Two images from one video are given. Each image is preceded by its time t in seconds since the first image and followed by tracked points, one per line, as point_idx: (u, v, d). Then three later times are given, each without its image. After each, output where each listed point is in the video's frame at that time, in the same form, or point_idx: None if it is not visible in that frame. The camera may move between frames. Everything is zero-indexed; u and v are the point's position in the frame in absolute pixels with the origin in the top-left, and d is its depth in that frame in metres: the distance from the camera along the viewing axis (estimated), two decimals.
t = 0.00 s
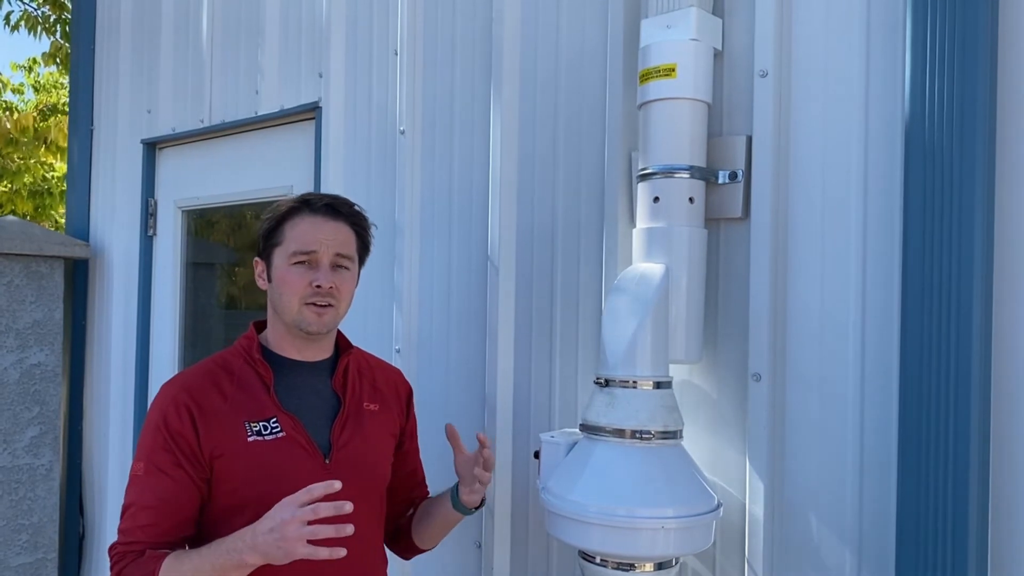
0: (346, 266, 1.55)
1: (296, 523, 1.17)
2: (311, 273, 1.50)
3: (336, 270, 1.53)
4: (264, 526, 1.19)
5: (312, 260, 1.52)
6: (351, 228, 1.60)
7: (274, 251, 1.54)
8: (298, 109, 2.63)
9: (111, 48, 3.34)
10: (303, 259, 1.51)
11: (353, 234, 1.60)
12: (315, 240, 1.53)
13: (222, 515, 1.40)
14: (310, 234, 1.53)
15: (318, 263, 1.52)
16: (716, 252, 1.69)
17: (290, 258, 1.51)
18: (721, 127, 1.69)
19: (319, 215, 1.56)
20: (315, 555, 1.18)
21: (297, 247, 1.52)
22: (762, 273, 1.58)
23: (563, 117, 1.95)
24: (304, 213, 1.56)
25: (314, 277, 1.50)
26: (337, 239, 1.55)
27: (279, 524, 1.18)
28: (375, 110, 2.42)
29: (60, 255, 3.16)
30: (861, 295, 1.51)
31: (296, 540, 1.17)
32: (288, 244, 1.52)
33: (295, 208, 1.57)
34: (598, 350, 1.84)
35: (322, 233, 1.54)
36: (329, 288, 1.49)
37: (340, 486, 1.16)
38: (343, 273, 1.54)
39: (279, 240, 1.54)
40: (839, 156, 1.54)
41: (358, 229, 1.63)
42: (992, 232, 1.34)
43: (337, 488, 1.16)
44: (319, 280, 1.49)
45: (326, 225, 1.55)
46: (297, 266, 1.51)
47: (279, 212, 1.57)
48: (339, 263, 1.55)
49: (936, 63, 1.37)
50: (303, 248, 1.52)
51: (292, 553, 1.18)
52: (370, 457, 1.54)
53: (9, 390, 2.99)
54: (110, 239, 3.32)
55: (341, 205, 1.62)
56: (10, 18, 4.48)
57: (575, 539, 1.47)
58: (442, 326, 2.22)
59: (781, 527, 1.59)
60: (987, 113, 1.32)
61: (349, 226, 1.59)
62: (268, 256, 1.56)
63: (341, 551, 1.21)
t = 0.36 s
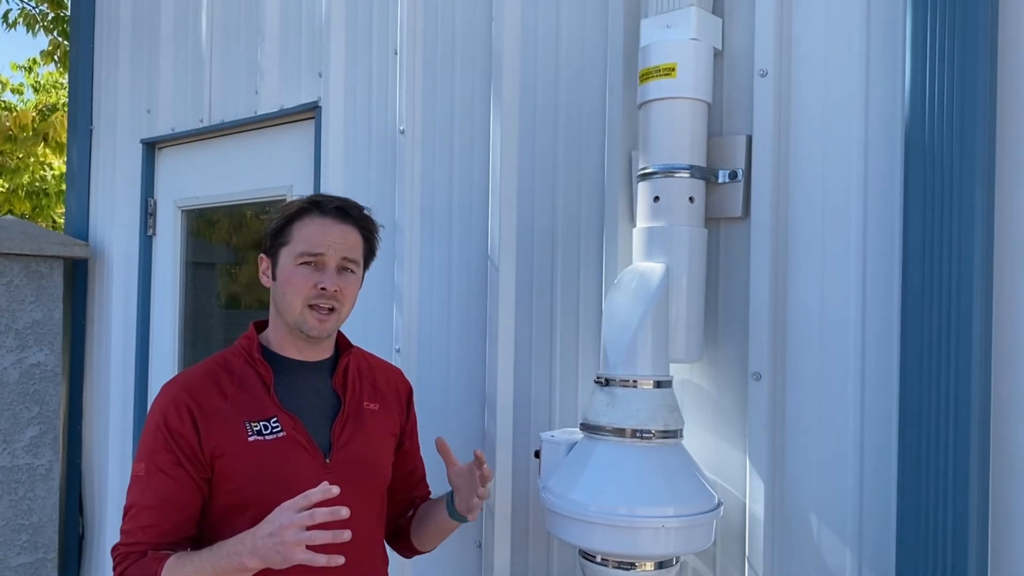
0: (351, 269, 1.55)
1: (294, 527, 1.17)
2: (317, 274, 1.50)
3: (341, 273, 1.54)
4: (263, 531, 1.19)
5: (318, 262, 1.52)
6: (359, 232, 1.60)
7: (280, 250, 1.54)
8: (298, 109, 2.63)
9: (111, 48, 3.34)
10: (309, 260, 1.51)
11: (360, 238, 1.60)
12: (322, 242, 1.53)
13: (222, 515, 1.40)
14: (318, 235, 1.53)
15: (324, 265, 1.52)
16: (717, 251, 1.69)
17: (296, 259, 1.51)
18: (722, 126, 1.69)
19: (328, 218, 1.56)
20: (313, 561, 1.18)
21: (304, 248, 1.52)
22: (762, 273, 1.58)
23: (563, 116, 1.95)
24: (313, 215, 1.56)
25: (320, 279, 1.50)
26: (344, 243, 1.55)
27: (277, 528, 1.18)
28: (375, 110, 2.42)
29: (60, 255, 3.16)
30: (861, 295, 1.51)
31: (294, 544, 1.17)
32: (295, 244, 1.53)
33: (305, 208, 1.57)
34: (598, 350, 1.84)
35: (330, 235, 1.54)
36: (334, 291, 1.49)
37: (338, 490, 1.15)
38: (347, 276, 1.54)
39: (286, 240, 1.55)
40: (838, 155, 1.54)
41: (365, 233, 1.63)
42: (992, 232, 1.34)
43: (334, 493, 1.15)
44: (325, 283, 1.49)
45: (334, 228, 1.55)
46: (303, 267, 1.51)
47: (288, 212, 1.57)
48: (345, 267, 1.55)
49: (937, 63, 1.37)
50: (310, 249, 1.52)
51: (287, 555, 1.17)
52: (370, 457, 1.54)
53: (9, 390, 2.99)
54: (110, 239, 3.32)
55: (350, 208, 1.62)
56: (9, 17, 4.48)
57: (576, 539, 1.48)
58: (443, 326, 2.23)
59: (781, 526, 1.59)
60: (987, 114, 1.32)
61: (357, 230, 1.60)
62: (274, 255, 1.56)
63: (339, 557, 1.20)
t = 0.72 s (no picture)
0: (349, 267, 1.55)
1: (292, 525, 1.17)
2: (314, 272, 1.50)
3: (338, 271, 1.53)
4: (261, 529, 1.19)
5: (315, 260, 1.51)
6: (356, 230, 1.60)
7: (277, 249, 1.54)
8: (296, 108, 2.62)
9: (109, 46, 3.33)
10: (306, 258, 1.51)
11: (357, 235, 1.59)
12: (319, 239, 1.52)
13: (220, 515, 1.39)
14: (315, 233, 1.53)
15: (321, 263, 1.52)
16: (716, 249, 1.69)
17: (293, 257, 1.51)
18: (721, 124, 1.69)
19: (324, 215, 1.56)
20: (311, 560, 1.17)
21: (301, 247, 1.51)
22: (761, 271, 1.58)
23: (562, 114, 1.94)
24: (310, 212, 1.55)
25: (317, 277, 1.50)
26: (341, 241, 1.55)
27: (276, 526, 1.17)
28: (374, 109, 2.41)
29: (58, 254, 3.15)
30: (861, 293, 1.51)
31: (292, 542, 1.17)
32: (292, 242, 1.52)
33: (301, 206, 1.56)
34: (598, 348, 1.84)
35: (327, 233, 1.54)
36: (331, 289, 1.49)
37: (335, 489, 1.15)
38: (345, 275, 1.54)
39: (283, 238, 1.54)
40: (838, 153, 1.54)
41: (362, 230, 1.63)
42: (992, 230, 1.34)
43: (333, 492, 1.15)
44: (321, 281, 1.49)
45: (331, 225, 1.55)
46: (299, 265, 1.50)
47: (284, 210, 1.56)
48: (342, 265, 1.54)
49: (937, 61, 1.37)
50: (307, 247, 1.51)
51: (286, 553, 1.17)
52: (369, 456, 1.54)
53: (6, 389, 2.98)
54: (108, 238, 3.31)
55: (347, 206, 1.62)
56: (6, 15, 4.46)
57: (575, 537, 1.47)
58: (441, 325, 2.22)
59: (781, 525, 1.59)
60: (987, 112, 1.32)
61: (354, 228, 1.59)
62: (271, 253, 1.56)
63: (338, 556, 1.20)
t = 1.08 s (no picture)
0: (347, 264, 1.55)
1: (291, 526, 1.16)
2: (312, 269, 1.49)
3: (336, 267, 1.53)
4: (261, 530, 1.18)
5: (313, 257, 1.51)
6: (353, 227, 1.60)
7: (275, 246, 1.54)
8: (295, 105, 2.62)
9: (106, 44, 3.32)
10: (304, 255, 1.50)
11: (355, 232, 1.59)
12: (316, 236, 1.52)
13: (217, 513, 1.39)
14: (312, 230, 1.52)
15: (319, 260, 1.51)
16: (716, 248, 1.69)
17: (291, 254, 1.50)
18: (721, 122, 1.68)
19: (322, 212, 1.55)
20: (311, 561, 1.17)
21: (299, 244, 1.51)
22: (761, 269, 1.58)
23: (562, 112, 1.94)
24: (307, 209, 1.55)
25: (315, 274, 1.49)
26: (338, 237, 1.54)
27: (276, 527, 1.17)
28: (373, 106, 2.41)
29: (56, 252, 3.14)
30: (861, 290, 1.51)
31: (291, 543, 1.16)
32: (289, 240, 1.52)
33: (299, 203, 1.56)
34: (597, 346, 1.84)
35: (324, 230, 1.53)
36: (329, 286, 1.48)
37: (336, 490, 1.14)
38: (343, 271, 1.53)
39: (280, 235, 1.54)
40: (838, 150, 1.54)
41: (360, 228, 1.63)
42: (992, 228, 1.34)
43: (333, 493, 1.14)
44: (320, 278, 1.49)
45: (328, 222, 1.54)
46: (298, 262, 1.50)
47: (281, 208, 1.56)
48: (340, 262, 1.54)
49: (937, 58, 1.36)
50: (305, 244, 1.51)
51: (285, 554, 1.17)
52: (367, 454, 1.53)
53: (4, 388, 2.98)
54: (106, 236, 3.30)
55: (345, 203, 1.61)
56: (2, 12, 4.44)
57: (575, 535, 1.47)
58: (441, 323, 2.22)
59: (781, 523, 1.59)
60: (986, 109, 1.32)
61: (351, 225, 1.59)
62: (268, 251, 1.55)
63: (337, 557, 1.20)
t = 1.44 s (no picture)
0: (349, 263, 1.54)
1: (297, 530, 1.16)
2: (314, 268, 1.49)
3: (338, 266, 1.52)
4: (266, 533, 1.18)
5: (315, 255, 1.50)
6: (355, 225, 1.59)
7: (277, 244, 1.53)
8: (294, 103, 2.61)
9: (105, 41, 3.31)
10: (305, 254, 1.50)
11: (357, 231, 1.59)
12: (318, 235, 1.51)
13: (218, 512, 1.39)
14: (314, 229, 1.52)
15: (321, 259, 1.51)
16: (716, 245, 1.68)
17: (292, 253, 1.50)
18: (722, 120, 1.68)
19: (324, 211, 1.55)
20: (315, 565, 1.17)
21: (300, 242, 1.50)
22: (762, 267, 1.58)
23: (562, 109, 1.94)
24: (308, 208, 1.55)
25: (317, 273, 1.49)
26: (340, 236, 1.54)
27: (280, 532, 1.17)
28: (372, 104, 2.40)
29: (54, 250, 3.14)
30: (862, 289, 1.50)
31: (296, 547, 1.16)
32: (291, 238, 1.51)
33: (300, 202, 1.56)
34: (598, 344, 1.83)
35: (325, 228, 1.53)
36: (331, 285, 1.48)
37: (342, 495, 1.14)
38: (344, 270, 1.53)
39: (282, 234, 1.53)
40: (840, 147, 1.54)
41: (362, 226, 1.62)
42: (994, 226, 1.34)
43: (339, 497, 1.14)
44: (321, 277, 1.48)
45: (329, 221, 1.54)
46: (300, 260, 1.49)
47: (282, 206, 1.56)
48: (342, 260, 1.53)
49: (939, 56, 1.36)
50: (306, 243, 1.50)
51: (290, 557, 1.16)
52: (368, 453, 1.53)
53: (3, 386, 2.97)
54: (105, 234, 3.29)
55: (346, 200, 1.61)
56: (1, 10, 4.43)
57: (576, 533, 1.47)
58: (441, 321, 2.22)
59: (783, 521, 1.59)
60: (989, 108, 1.31)
61: (353, 223, 1.58)
62: (270, 249, 1.55)
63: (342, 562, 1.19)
